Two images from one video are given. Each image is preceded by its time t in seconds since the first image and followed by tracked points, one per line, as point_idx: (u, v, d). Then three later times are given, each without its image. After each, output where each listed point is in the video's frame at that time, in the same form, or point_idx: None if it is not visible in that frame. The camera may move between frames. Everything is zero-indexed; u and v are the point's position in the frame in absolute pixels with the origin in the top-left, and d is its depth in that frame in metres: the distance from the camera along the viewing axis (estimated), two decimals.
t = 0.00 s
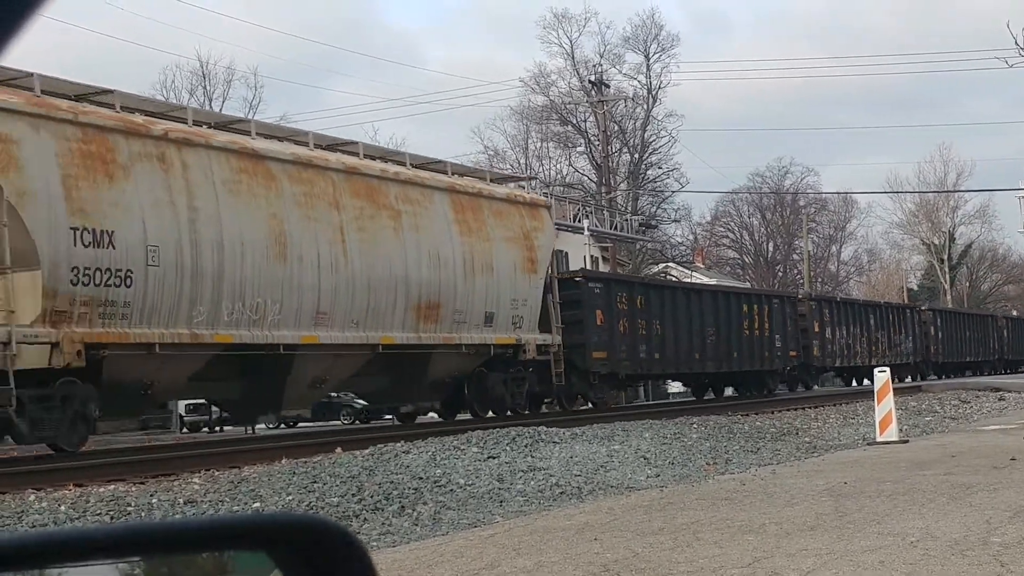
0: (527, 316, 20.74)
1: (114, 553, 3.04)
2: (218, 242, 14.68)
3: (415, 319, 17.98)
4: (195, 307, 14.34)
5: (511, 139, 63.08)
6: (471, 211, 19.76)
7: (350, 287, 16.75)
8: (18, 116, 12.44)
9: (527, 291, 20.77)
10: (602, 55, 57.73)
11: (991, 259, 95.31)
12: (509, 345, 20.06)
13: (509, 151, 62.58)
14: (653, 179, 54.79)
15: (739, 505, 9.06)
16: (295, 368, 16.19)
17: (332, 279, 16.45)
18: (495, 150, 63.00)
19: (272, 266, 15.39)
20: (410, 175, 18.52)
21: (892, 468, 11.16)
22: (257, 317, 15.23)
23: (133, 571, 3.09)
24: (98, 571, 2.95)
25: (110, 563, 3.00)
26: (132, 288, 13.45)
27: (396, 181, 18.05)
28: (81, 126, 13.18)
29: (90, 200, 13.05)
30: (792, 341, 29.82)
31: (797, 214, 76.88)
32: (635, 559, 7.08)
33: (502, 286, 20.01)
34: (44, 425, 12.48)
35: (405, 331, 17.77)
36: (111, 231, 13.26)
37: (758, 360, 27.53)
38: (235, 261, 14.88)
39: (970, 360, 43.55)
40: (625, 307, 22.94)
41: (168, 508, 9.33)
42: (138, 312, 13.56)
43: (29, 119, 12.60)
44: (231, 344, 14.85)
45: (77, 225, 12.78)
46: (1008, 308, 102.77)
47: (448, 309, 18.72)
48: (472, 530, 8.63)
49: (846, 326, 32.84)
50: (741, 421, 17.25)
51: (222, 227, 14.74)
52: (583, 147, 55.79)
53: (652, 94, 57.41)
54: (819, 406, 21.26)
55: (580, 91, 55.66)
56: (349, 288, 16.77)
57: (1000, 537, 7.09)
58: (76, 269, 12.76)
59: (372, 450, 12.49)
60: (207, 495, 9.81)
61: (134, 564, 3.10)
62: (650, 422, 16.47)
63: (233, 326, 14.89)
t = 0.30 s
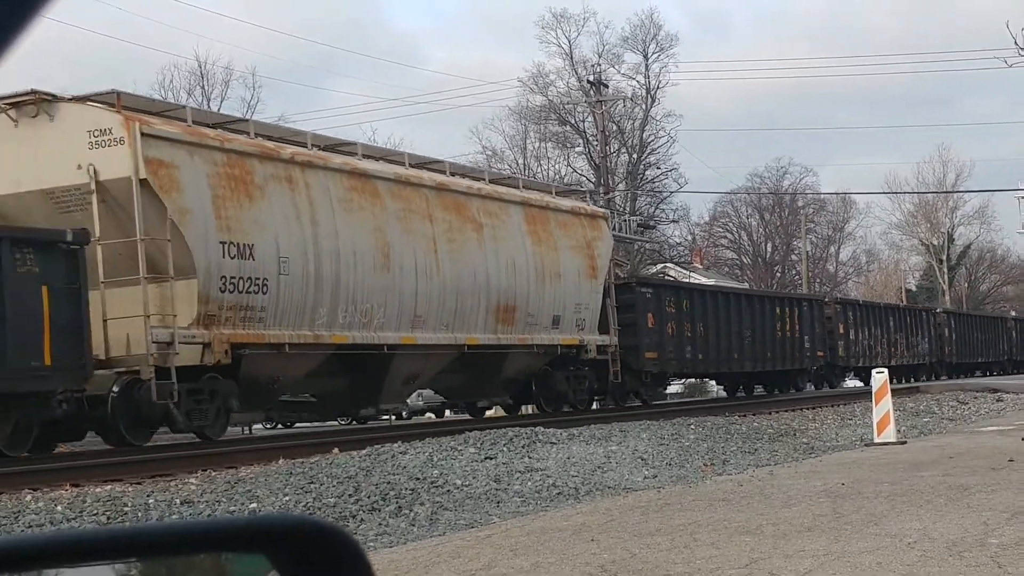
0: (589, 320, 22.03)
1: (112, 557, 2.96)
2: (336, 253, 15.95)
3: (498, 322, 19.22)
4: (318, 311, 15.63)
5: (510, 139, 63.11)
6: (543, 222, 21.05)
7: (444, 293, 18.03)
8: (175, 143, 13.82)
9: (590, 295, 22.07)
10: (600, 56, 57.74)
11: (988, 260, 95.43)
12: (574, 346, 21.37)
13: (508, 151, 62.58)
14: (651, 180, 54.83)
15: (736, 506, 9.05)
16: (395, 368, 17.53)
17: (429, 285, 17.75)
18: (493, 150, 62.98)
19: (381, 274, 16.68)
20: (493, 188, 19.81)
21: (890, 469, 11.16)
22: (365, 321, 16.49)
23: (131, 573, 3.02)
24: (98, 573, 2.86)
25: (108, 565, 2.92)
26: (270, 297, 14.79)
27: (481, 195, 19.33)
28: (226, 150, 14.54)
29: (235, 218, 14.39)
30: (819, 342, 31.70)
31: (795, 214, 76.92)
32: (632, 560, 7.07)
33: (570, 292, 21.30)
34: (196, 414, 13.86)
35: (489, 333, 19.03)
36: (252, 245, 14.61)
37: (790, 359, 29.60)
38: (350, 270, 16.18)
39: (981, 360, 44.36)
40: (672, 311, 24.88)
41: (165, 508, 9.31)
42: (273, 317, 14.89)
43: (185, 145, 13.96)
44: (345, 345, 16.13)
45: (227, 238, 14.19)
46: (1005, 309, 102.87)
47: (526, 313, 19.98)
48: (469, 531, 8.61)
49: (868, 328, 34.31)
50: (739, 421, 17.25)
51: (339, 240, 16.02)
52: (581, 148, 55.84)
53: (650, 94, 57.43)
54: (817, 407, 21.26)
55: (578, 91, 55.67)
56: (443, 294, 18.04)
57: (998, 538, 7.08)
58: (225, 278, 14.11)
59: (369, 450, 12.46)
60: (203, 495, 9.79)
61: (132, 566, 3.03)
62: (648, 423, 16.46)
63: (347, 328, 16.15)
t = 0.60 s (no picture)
0: (648, 321, 23.48)
1: (112, 558, 3.03)
2: (434, 263, 17.69)
3: (569, 324, 20.76)
4: (420, 315, 17.33)
5: (511, 139, 63.12)
6: (605, 230, 22.60)
7: (523, 297, 19.65)
8: (305, 167, 15.71)
9: (649, 299, 23.54)
10: (602, 56, 57.77)
11: (990, 260, 95.37)
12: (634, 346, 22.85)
13: (509, 151, 62.57)
14: (652, 180, 54.83)
15: (739, 506, 9.06)
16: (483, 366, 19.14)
17: (510, 291, 19.39)
18: (494, 151, 62.99)
19: (471, 281, 18.37)
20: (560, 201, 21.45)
21: (893, 468, 11.17)
22: (457, 324, 18.13)
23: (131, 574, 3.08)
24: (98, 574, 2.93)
25: (107, 566, 2.98)
26: (383, 302, 16.59)
27: (552, 208, 21.00)
28: (343, 173, 16.41)
29: (353, 233, 16.22)
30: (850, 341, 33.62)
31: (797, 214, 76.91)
32: (635, 560, 7.08)
33: (632, 295, 22.80)
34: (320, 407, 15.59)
35: (561, 334, 20.61)
36: (367, 256, 16.41)
37: (825, 356, 31.55)
38: (445, 278, 17.88)
39: (998, 360, 45.69)
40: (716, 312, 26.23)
41: (167, 509, 9.33)
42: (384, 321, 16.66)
43: (311, 169, 15.86)
44: (441, 345, 17.77)
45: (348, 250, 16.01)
46: (1008, 308, 102.74)
47: (593, 316, 21.50)
48: (471, 531, 8.62)
49: (893, 328, 36.09)
50: (740, 422, 17.26)
51: (435, 251, 17.74)
52: (583, 148, 55.89)
53: (651, 95, 57.45)
54: (819, 407, 21.25)
55: (579, 92, 55.69)
56: (522, 299, 19.66)
57: (1000, 538, 7.09)
58: (345, 286, 15.86)
59: (372, 450, 12.48)
60: (205, 496, 9.81)
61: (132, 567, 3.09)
62: (650, 423, 16.48)
63: (444, 330, 17.82)
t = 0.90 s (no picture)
0: (692, 321, 24.67)
1: (112, 553, 3.01)
2: (510, 266, 19.01)
3: (625, 323, 22.00)
4: (497, 315, 18.65)
5: (508, 135, 63.10)
6: (655, 236, 23.85)
7: (585, 298, 20.90)
8: (402, 181, 17.14)
9: (693, 298, 24.75)
10: (599, 52, 57.72)
11: (988, 256, 95.42)
12: (681, 344, 24.06)
13: (506, 147, 62.51)
14: (649, 176, 54.81)
15: (736, 501, 9.06)
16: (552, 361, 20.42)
17: (573, 292, 20.67)
18: (492, 147, 62.93)
19: (542, 283, 19.66)
20: (616, 209, 22.74)
21: (890, 464, 11.18)
22: (528, 322, 19.39)
23: (129, 570, 3.07)
24: (95, 571, 2.92)
25: (105, 563, 2.97)
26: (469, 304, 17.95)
27: (608, 215, 22.28)
28: (434, 185, 17.83)
29: (443, 240, 17.59)
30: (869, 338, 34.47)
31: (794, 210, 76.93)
32: (632, 556, 7.08)
33: (679, 295, 24.04)
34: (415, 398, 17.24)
35: (617, 332, 21.84)
36: (454, 261, 17.77)
37: (845, 352, 32.46)
38: (519, 280, 19.18)
39: (1001, 356, 46.11)
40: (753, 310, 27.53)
41: (165, 505, 9.32)
42: (470, 321, 18.02)
43: (406, 182, 17.27)
44: (516, 341, 19.05)
45: (442, 257, 17.44)
46: (1005, 304, 102.87)
47: (645, 315, 22.72)
48: (469, 527, 8.62)
49: (910, 325, 37.10)
50: (738, 417, 17.27)
51: (510, 255, 19.04)
52: (580, 144, 55.86)
53: (649, 90, 57.43)
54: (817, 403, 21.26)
55: (577, 88, 55.65)
56: (584, 299, 20.92)
57: (997, 533, 7.09)
58: (436, 288, 17.21)
59: (369, 447, 12.48)
60: (202, 492, 9.79)
61: (131, 564, 3.08)
62: (648, 419, 16.49)
63: (518, 328, 19.11)
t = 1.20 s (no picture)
0: (730, 320, 26.14)
1: (112, 551, 3.04)
2: (573, 269, 20.53)
3: (674, 321, 23.52)
4: (563, 314, 20.19)
5: (507, 133, 63.08)
6: (698, 240, 25.35)
7: (639, 299, 22.40)
8: (485, 193, 18.73)
9: (731, 298, 26.26)
10: (597, 49, 57.72)
11: (986, 253, 95.45)
12: (721, 341, 25.49)
13: (505, 145, 62.50)
14: (647, 173, 54.79)
15: (735, 499, 9.06)
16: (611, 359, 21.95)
17: (629, 293, 22.17)
18: (490, 144, 62.91)
19: (601, 285, 21.18)
20: (663, 215, 24.30)
21: (888, 461, 11.17)
22: (588, 321, 20.90)
23: (128, 568, 3.09)
24: (95, 568, 2.95)
25: (105, 560, 3.00)
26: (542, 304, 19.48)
27: (657, 220, 23.82)
28: (509, 196, 19.40)
29: (517, 246, 19.15)
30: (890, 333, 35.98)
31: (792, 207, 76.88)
32: (630, 554, 7.08)
33: (720, 294, 25.55)
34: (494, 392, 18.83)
35: (666, 329, 23.32)
36: (528, 265, 19.33)
37: (870, 347, 34.08)
38: (581, 282, 20.69)
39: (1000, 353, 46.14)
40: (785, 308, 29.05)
41: (164, 503, 9.31)
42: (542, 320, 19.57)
43: (487, 195, 18.83)
44: (580, 339, 20.55)
45: (519, 263, 19.01)
46: (1003, 300, 102.94)
47: (691, 314, 24.23)
48: (467, 525, 8.62)
49: (927, 324, 38.43)
50: (737, 414, 17.28)
51: (574, 259, 20.59)
52: (578, 141, 55.83)
53: (647, 87, 57.43)
54: (815, 400, 21.26)
55: (575, 84, 55.62)
56: (637, 299, 22.40)
57: (996, 530, 7.09)
58: (513, 290, 18.77)
59: (367, 444, 12.49)
60: (201, 490, 9.78)
61: (129, 562, 3.10)
62: (647, 416, 16.50)
63: (580, 326, 20.63)
